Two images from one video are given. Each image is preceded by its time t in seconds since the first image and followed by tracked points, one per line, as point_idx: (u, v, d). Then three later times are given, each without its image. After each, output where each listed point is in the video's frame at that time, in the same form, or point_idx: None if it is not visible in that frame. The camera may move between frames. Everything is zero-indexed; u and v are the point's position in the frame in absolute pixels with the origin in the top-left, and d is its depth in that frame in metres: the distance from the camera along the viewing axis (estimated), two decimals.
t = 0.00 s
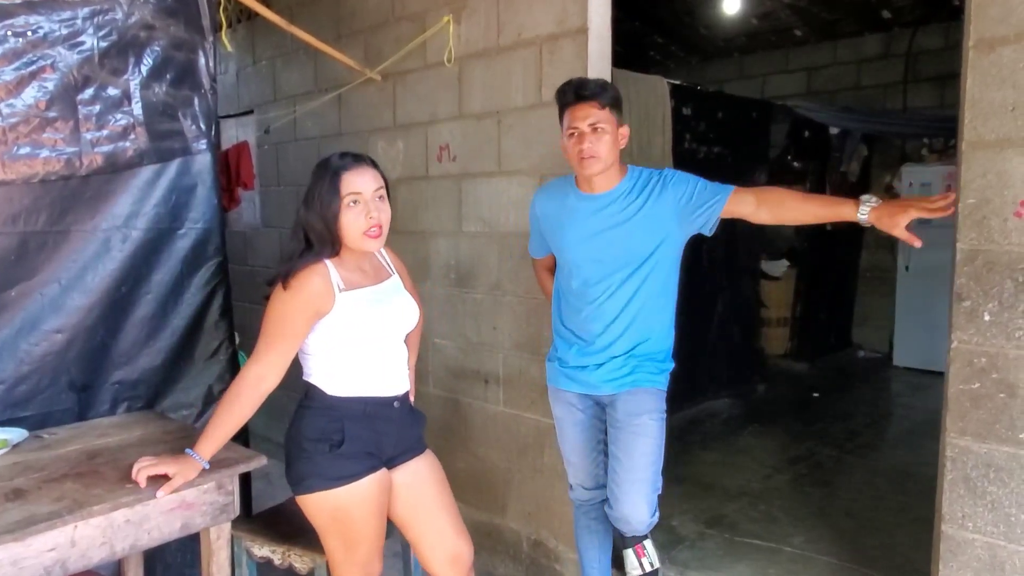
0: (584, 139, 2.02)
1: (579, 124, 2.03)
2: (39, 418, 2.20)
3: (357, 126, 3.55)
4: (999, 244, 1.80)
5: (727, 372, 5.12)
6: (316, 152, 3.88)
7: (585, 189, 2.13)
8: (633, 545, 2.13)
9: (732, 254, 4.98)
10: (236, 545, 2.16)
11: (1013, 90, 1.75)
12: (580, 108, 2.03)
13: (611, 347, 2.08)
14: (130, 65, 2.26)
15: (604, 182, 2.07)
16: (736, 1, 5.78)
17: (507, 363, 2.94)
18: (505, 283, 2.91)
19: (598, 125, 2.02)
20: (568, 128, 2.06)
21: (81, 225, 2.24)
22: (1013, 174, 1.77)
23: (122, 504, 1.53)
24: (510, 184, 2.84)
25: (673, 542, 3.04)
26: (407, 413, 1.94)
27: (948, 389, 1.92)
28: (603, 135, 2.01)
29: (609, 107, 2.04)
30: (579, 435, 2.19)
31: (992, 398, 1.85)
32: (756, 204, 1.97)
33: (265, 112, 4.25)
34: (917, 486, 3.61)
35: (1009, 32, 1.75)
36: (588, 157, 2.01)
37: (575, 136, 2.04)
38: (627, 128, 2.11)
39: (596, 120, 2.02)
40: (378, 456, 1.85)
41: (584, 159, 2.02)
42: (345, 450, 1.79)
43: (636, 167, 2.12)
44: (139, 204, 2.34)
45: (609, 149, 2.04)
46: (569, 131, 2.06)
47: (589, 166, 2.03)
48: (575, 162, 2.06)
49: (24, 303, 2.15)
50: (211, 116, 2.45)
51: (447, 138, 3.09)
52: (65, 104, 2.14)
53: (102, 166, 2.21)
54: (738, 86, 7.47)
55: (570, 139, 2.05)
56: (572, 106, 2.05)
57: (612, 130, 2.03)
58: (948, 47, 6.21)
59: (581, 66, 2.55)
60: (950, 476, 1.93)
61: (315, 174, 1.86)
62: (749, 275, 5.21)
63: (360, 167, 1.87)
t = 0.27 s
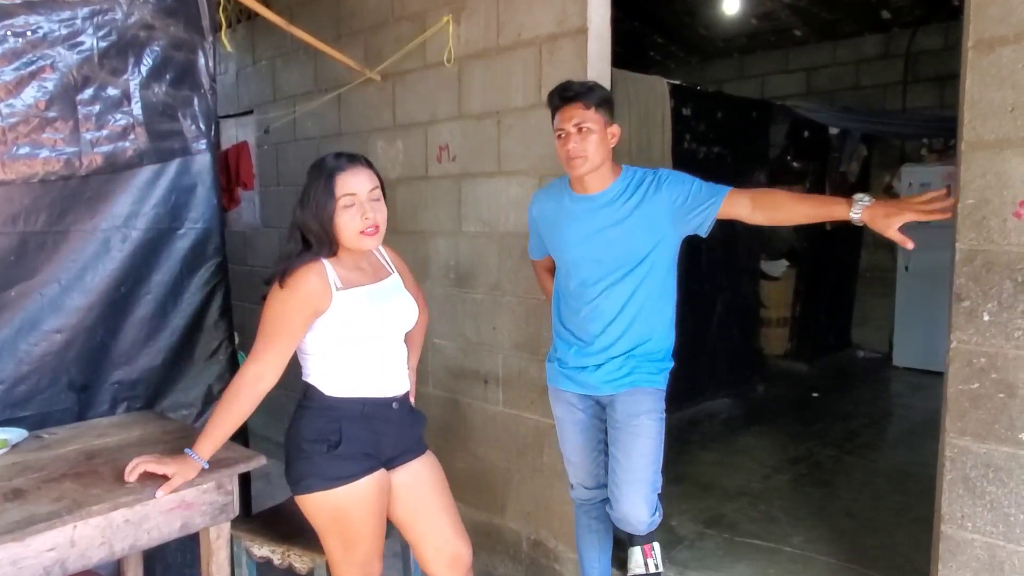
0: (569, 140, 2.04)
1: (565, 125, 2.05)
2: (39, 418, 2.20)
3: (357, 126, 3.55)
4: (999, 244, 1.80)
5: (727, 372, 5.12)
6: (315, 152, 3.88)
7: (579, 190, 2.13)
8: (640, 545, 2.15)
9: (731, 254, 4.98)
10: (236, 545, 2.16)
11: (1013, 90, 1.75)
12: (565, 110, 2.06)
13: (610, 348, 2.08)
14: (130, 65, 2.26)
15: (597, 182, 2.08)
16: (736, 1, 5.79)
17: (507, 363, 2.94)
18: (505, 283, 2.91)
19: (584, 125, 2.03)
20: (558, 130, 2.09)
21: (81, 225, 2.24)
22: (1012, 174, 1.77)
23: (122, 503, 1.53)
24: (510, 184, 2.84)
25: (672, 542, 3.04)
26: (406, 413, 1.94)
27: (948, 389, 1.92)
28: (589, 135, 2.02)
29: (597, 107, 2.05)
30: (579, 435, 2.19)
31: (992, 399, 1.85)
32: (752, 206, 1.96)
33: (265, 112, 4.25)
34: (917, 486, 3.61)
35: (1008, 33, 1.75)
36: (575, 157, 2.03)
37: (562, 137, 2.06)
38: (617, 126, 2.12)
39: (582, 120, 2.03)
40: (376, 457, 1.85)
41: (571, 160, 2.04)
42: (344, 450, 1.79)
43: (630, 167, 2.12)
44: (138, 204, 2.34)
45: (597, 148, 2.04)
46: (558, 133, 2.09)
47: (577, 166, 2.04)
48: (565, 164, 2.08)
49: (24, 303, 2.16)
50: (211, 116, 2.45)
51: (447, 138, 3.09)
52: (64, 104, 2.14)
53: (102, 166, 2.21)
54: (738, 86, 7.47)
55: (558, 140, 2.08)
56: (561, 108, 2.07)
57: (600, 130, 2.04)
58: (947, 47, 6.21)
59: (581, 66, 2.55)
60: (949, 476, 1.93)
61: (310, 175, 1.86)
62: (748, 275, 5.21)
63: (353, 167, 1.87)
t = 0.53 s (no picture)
0: (555, 139, 2.04)
1: (552, 124, 2.05)
2: (40, 418, 2.21)
3: (357, 126, 3.56)
4: (999, 244, 1.80)
5: (727, 372, 5.12)
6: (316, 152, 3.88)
7: (570, 188, 2.13)
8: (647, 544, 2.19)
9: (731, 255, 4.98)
10: (236, 544, 2.16)
11: (1013, 90, 1.76)
12: (551, 109, 2.06)
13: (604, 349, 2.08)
14: (131, 65, 2.26)
15: (584, 181, 2.10)
16: (736, 1, 5.79)
17: (507, 363, 2.94)
18: (505, 283, 2.91)
19: (570, 124, 2.03)
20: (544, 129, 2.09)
21: (81, 225, 2.24)
22: (1012, 174, 1.77)
23: (122, 503, 1.53)
24: (510, 184, 2.84)
25: (673, 542, 3.04)
26: (405, 412, 1.95)
27: (947, 389, 1.92)
28: (575, 134, 2.02)
29: (584, 105, 2.04)
30: (578, 436, 2.20)
31: (992, 399, 1.85)
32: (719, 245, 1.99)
33: (265, 112, 4.25)
34: (917, 486, 3.61)
35: (1008, 33, 1.75)
36: (561, 156, 2.04)
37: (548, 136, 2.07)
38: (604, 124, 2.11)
39: (568, 120, 2.03)
40: (375, 456, 1.86)
41: (556, 160, 2.05)
42: (343, 450, 1.79)
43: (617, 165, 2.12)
44: (139, 204, 2.34)
45: (584, 147, 2.04)
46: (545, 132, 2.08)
47: (564, 165, 2.05)
48: (552, 162, 2.08)
49: (25, 303, 2.16)
50: (211, 116, 2.45)
51: (448, 138, 3.09)
52: (65, 104, 2.14)
53: (102, 166, 2.21)
54: (737, 87, 7.48)
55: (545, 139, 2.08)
56: (547, 105, 2.07)
57: (585, 129, 2.04)
58: (948, 47, 6.21)
59: (581, 67, 2.55)
60: (949, 476, 1.94)
61: (306, 176, 1.86)
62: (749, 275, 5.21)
63: (347, 168, 1.87)
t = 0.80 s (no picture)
0: (574, 136, 2.03)
1: (570, 120, 2.03)
2: (40, 417, 2.21)
3: (357, 126, 3.56)
4: (999, 244, 1.80)
5: (727, 372, 5.12)
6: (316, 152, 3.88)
7: (567, 186, 2.13)
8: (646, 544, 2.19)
9: (731, 255, 4.98)
10: (236, 544, 2.16)
11: (1013, 90, 1.75)
12: (571, 105, 2.05)
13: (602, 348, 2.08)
14: (131, 65, 2.27)
15: (587, 184, 2.10)
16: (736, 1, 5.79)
17: (507, 363, 2.94)
18: (505, 283, 2.91)
19: (590, 123, 2.03)
20: (558, 125, 2.07)
21: (82, 225, 2.24)
22: (1012, 174, 1.77)
23: (122, 502, 1.53)
24: (511, 184, 2.84)
25: (673, 542, 3.04)
26: (404, 411, 1.95)
27: (948, 389, 1.92)
28: (593, 135, 2.03)
29: (601, 106, 2.06)
30: (575, 435, 2.19)
31: (992, 399, 1.85)
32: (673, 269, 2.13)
33: (265, 112, 4.25)
34: (917, 486, 3.61)
35: (1009, 33, 1.75)
36: (575, 153, 2.02)
37: (565, 131, 2.04)
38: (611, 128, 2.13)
39: (589, 118, 2.03)
40: (375, 455, 1.86)
41: (571, 155, 2.03)
42: (343, 449, 1.80)
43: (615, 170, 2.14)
44: (139, 204, 2.34)
45: (595, 148, 2.05)
46: (560, 127, 2.06)
47: (574, 163, 2.04)
48: (561, 159, 2.06)
49: (25, 302, 2.16)
50: (211, 116, 2.45)
51: (448, 138, 3.09)
52: (65, 104, 2.14)
53: (102, 166, 2.21)
54: (737, 87, 7.48)
55: (559, 134, 2.05)
56: (567, 101, 2.05)
57: (601, 131, 2.05)
58: (948, 47, 6.21)
59: (581, 67, 2.55)
60: (949, 476, 1.94)
61: (305, 177, 1.86)
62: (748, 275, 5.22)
63: (347, 168, 1.87)
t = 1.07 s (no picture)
0: (589, 135, 2.02)
1: (584, 120, 2.03)
2: (39, 417, 2.21)
3: (357, 126, 3.55)
4: (998, 244, 1.80)
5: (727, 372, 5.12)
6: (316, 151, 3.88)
7: (566, 183, 2.13)
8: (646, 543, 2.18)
9: (731, 255, 4.98)
10: (236, 544, 2.16)
11: (1012, 90, 1.75)
12: (584, 105, 2.04)
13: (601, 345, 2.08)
14: (130, 65, 2.27)
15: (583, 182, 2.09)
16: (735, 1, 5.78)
17: (506, 363, 2.94)
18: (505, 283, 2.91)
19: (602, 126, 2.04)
20: (567, 124, 2.05)
21: (81, 224, 2.24)
22: (1012, 174, 1.77)
23: (122, 502, 1.53)
24: (511, 184, 2.84)
25: (672, 542, 3.04)
26: (404, 411, 1.95)
27: (947, 389, 1.92)
28: (604, 137, 2.04)
29: (607, 109, 2.07)
30: (574, 435, 2.19)
31: (991, 398, 1.85)
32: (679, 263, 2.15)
33: (265, 112, 4.25)
34: (917, 486, 3.61)
35: (1008, 33, 1.75)
36: (588, 152, 2.01)
37: (579, 130, 2.03)
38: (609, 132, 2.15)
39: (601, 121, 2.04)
40: (375, 455, 1.86)
41: (583, 155, 2.02)
42: (343, 448, 1.80)
43: (613, 170, 2.14)
44: (138, 203, 2.34)
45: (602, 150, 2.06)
46: (571, 125, 2.04)
47: (584, 163, 2.03)
48: (570, 157, 2.04)
49: (24, 302, 2.16)
50: (211, 116, 2.45)
51: (448, 137, 3.09)
52: (65, 104, 2.14)
53: (102, 166, 2.21)
54: (737, 86, 7.48)
55: (571, 133, 2.04)
56: (580, 101, 2.05)
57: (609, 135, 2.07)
58: (947, 47, 6.21)
59: (581, 66, 2.55)
60: (948, 476, 1.94)
61: (307, 178, 1.85)
62: (748, 275, 5.22)
63: (350, 168, 1.87)
